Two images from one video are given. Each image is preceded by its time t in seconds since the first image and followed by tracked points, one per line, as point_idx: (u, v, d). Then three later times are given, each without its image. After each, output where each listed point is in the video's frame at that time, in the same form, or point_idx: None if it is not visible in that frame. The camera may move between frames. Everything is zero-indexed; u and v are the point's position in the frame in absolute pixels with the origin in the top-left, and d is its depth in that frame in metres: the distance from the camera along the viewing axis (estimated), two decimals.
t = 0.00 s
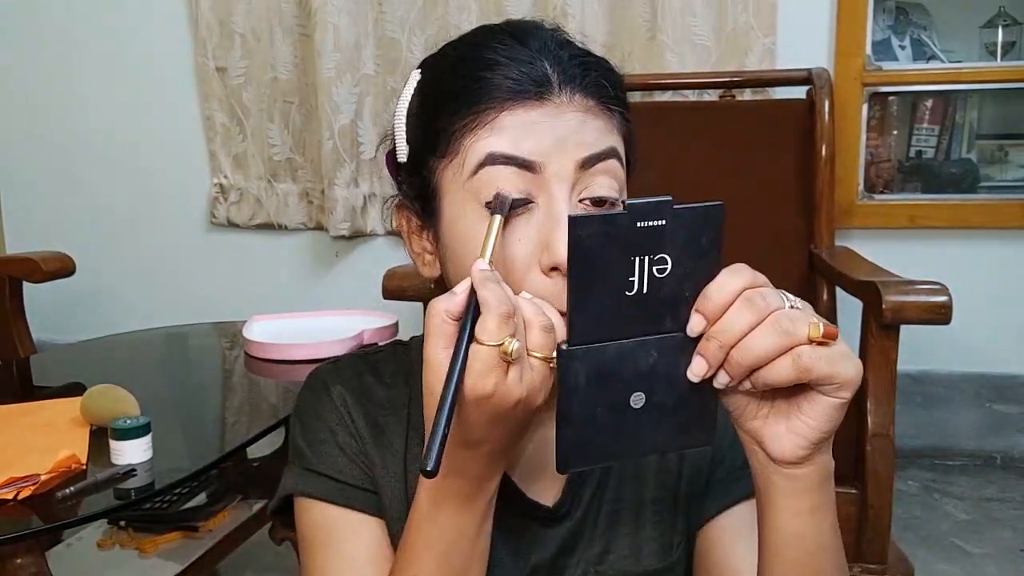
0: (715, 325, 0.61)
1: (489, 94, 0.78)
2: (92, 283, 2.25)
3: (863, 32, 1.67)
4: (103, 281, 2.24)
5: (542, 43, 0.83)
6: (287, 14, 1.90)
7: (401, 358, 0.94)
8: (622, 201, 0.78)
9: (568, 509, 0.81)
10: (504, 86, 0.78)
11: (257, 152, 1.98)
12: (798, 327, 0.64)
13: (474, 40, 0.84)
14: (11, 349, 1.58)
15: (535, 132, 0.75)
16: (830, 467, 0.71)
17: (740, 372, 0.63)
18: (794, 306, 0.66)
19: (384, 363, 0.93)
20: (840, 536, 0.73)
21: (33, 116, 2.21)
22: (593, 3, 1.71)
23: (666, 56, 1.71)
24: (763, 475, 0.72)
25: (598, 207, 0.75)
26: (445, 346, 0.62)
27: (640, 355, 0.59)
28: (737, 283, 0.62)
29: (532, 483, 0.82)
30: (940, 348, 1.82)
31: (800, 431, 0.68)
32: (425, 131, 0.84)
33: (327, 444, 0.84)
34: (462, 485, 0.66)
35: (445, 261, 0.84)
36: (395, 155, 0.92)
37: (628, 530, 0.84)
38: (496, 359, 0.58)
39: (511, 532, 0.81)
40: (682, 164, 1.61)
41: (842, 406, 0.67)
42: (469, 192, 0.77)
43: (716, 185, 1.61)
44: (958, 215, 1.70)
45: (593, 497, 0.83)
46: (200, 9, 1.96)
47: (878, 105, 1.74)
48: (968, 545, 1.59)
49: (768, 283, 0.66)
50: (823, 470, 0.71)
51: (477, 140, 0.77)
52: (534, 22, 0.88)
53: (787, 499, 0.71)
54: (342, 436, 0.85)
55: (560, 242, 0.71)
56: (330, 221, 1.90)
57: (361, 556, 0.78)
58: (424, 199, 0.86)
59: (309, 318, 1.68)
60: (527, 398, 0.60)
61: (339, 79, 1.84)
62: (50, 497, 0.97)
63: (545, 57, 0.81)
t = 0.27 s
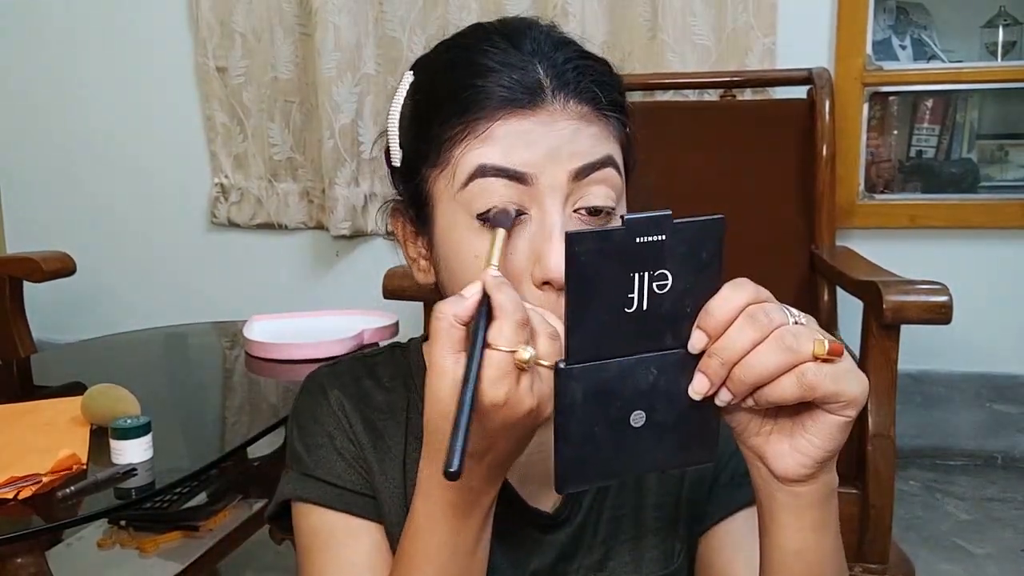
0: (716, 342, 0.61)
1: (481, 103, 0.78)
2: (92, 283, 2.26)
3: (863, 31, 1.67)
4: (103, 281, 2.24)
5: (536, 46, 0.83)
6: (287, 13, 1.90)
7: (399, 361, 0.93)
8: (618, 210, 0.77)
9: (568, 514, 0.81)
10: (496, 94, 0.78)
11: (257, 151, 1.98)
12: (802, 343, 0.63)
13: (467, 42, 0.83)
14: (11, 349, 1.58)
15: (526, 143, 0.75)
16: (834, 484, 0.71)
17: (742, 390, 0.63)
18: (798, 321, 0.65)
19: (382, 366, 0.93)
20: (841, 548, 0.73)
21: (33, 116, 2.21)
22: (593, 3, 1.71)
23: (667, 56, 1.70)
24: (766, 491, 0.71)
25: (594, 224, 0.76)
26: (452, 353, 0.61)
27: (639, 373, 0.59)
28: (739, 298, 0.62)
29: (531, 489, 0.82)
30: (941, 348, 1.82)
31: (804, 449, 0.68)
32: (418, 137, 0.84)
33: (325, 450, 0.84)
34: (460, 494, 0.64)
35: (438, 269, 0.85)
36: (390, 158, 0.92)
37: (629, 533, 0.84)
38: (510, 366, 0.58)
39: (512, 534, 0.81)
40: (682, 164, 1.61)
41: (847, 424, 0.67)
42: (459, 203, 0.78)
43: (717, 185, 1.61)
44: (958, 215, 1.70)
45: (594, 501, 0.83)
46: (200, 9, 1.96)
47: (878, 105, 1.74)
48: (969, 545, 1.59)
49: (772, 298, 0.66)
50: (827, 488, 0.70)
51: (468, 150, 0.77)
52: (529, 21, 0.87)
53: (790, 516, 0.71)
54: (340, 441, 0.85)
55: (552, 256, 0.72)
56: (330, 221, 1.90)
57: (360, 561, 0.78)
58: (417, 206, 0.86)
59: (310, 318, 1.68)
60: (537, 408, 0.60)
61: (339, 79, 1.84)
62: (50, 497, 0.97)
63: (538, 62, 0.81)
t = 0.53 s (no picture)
0: (723, 350, 0.62)
1: (478, 110, 0.78)
2: (92, 283, 2.25)
3: (863, 31, 1.67)
4: (103, 281, 2.24)
5: (534, 49, 0.82)
6: (287, 13, 1.90)
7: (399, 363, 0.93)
8: (617, 214, 0.77)
9: (568, 517, 0.81)
10: (493, 101, 0.78)
11: (256, 152, 1.98)
12: (810, 351, 0.63)
13: (464, 45, 0.83)
14: (11, 349, 1.58)
15: (524, 151, 0.75)
16: (839, 493, 0.71)
17: (749, 397, 0.63)
18: (806, 329, 0.65)
19: (382, 367, 0.93)
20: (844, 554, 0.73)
21: (34, 116, 2.20)
22: (593, 3, 1.71)
23: (667, 56, 1.70)
24: (771, 499, 0.72)
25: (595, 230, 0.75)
26: (431, 353, 0.62)
27: (644, 381, 0.60)
28: (746, 305, 0.62)
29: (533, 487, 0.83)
30: (941, 348, 1.82)
31: (809, 457, 0.68)
32: (416, 142, 0.84)
33: (325, 451, 0.84)
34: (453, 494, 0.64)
35: (437, 274, 0.85)
36: (389, 158, 0.92)
37: (630, 533, 0.84)
38: (490, 358, 0.56)
39: (512, 535, 0.81)
40: (682, 164, 1.62)
41: (853, 434, 0.67)
42: (458, 211, 0.78)
43: (717, 185, 1.61)
44: (958, 215, 1.70)
45: (596, 503, 0.83)
46: (199, 10, 1.96)
47: (879, 105, 1.74)
48: (969, 544, 1.59)
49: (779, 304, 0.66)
50: (832, 495, 0.71)
51: (465, 158, 0.77)
52: (526, 22, 0.86)
53: (795, 523, 0.71)
54: (340, 442, 0.85)
55: (549, 264, 0.72)
56: (330, 221, 1.90)
57: (358, 562, 0.78)
58: (416, 210, 0.86)
59: (310, 318, 1.68)
60: (520, 403, 0.58)
61: (339, 79, 1.84)
62: (50, 497, 0.97)
63: (536, 67, 0.80)
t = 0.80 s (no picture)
0: (715, 345, 0.61)
1: (472, 111, 0.78)
2: (92, 284, 2.26)
3: (863, 31, 1.67)
4: (103, 281, 2.24)
5: (528, 50, 0.82)
6: (287, 14, 1.90)
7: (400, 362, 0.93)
8: (612, 212, 0.78)
9: (564, 514, 0.81)
10: (487, 101, 0.78)
11: (256, 152, 1.98)
12: (801, 346, 0.63)
13: (458, 46, 0.83)
14: (11, 349, 1.58)
15: (518, 150, 0.75)
16: (833, 487, 0.71)
17: (741, 393, 0.63)
18: (797, 324, 0.65)
19: (382, 365, 0.93)
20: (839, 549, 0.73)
21: (33, 117, 2.21)
22: (592, 3, 1.71)
23: (667, 56, 1.70)
24: (764, 494, 0.71)
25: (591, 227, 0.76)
26: (413, 334, 0.57)
27: (638, 377, 0.60)
28: (738, 302, 0.62)
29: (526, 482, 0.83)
30: (941, 348, 1.82)
31: (802, 452, 0.68)
32: (412, 144, 0.84)
33: (327, 446, 0.84)
34: (431, 475, 0.61)
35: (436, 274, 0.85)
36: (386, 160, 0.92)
37: (629, 529, 0.84)
38: (466, 337, 0.54)
39: (510, 535, 0.81)
40: (683, 164, 1.62)
41: (845, 428, 0.67)
42: (453, 211, 0.78)
43: (717, 184, 1.60)
44: (958, 215, 1.70)
45: (593, 500, 0.83)
46: (198, 10, 1.95)
47: (879, 105, 1.74)
48: (968, 545, 1.59)
49: (770, 300, 0.65)
50: (825, 490, 0.70)
51: (460, 158, 0.77)
52: (521, 22, 0.86)
53: (788, 518, 0.71)
54: (342, 438, 0.85)
55: (545, 261, 0.72)
56: (330, 221, 1.90)
57: (358, 554, 0.77)
58: (414, 211, 0.86)
59: (310, 318, 1.68)
60: (495, 383, 0.55)
61: (339, 79, 1.84)
62: (50, 497, 0.97)
63: (529, 67, 0.80)
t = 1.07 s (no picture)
0: (714, 346, 0.61)
1: (467, 113, 0.78)
2: (92, 284, 2.25)
3: (863, 31, 1.67)
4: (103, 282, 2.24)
5: (522, 51, 0.82)
6: (287, 14, 1.90)
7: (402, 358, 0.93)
8: (608, 213, 0.78)
9: (563, 512, 0.81)
10: (482, 103, 0.78)
11: (255, 152, 1.98)
12: (798, 347, 0.63)
13: (453, 48, 0.83)
14: (10, 349, 1.58)
15: (513, 152, 0.75)
16: (830, 488, 0.71)
17: (740, 393, 0.63)
18: (795, 324, 0.65)
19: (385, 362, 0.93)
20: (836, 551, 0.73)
21: (33, 116, 2.20)
22: (593, 3, 1.71)
23: (667, 56, 1.70)
24: (761, 494, 0.72)
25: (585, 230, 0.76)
26: (417, 325, 0.55)
27: (637, 378, 0.60)
28: (735, 303, 0.62)
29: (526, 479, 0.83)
30: (940, 348, 1.82)
31: (799, 453, 0.68)
32: (409, 146, 0.84)
33: (328, 443, 0.84)
34: (433, 469, 0.61)
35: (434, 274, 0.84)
36: (384, 163, 0.92)
37: (628, 527, 0.84)
38: (469, 332, 0.53)
39: (510, 535, 0.81)
40: (683, 164, 1.62)
41: (843, 429, 0.67)
42: (450, 212, 0.77)
43: (716, 184, 1.61)
44: (958, 215, 1.70)
45: (593, 499, 0.83)
46: (196, 10, 1.95)
47: (879, 105, 1.74)
48: (969, 545, 1.59)
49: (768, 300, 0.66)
50: (823, 490, 0.70)
51: (456, 160, 0.77)
52: (517, 23, 0.86)
53: (786, 518, 0.71)
54: (344, 435, 0.85)
55: (540, 262, 0.71)
56: (330, 221, 1.90)
57: (355, 551, 0.77)
58: (411, 212, 0.86)
59: (310, 318, 1.68)
60: (497, 377, 0.54)
61: (339, 79, 1.84)
62: (50, 497, 0.97)
63: (523, 69, 0.80)
